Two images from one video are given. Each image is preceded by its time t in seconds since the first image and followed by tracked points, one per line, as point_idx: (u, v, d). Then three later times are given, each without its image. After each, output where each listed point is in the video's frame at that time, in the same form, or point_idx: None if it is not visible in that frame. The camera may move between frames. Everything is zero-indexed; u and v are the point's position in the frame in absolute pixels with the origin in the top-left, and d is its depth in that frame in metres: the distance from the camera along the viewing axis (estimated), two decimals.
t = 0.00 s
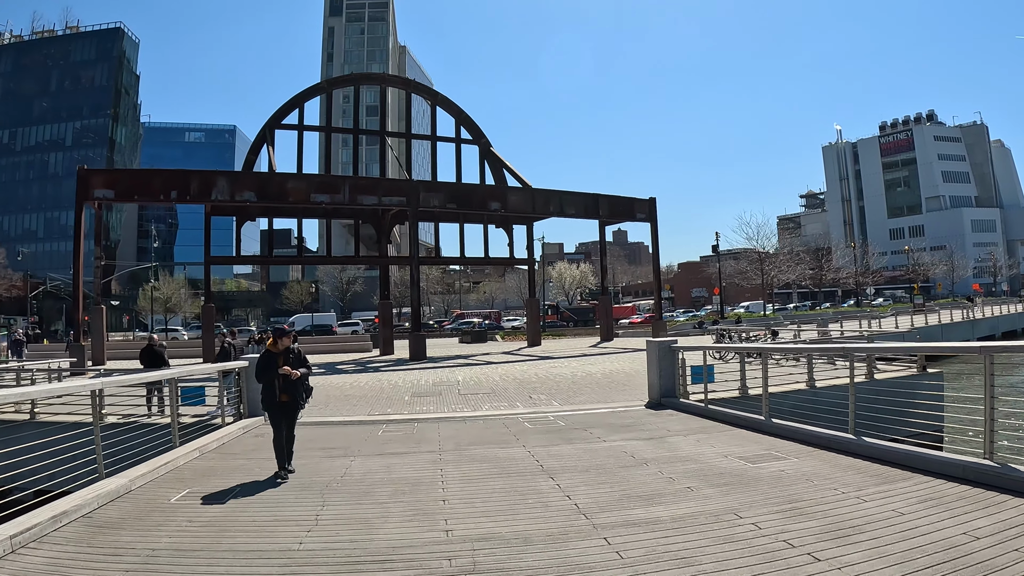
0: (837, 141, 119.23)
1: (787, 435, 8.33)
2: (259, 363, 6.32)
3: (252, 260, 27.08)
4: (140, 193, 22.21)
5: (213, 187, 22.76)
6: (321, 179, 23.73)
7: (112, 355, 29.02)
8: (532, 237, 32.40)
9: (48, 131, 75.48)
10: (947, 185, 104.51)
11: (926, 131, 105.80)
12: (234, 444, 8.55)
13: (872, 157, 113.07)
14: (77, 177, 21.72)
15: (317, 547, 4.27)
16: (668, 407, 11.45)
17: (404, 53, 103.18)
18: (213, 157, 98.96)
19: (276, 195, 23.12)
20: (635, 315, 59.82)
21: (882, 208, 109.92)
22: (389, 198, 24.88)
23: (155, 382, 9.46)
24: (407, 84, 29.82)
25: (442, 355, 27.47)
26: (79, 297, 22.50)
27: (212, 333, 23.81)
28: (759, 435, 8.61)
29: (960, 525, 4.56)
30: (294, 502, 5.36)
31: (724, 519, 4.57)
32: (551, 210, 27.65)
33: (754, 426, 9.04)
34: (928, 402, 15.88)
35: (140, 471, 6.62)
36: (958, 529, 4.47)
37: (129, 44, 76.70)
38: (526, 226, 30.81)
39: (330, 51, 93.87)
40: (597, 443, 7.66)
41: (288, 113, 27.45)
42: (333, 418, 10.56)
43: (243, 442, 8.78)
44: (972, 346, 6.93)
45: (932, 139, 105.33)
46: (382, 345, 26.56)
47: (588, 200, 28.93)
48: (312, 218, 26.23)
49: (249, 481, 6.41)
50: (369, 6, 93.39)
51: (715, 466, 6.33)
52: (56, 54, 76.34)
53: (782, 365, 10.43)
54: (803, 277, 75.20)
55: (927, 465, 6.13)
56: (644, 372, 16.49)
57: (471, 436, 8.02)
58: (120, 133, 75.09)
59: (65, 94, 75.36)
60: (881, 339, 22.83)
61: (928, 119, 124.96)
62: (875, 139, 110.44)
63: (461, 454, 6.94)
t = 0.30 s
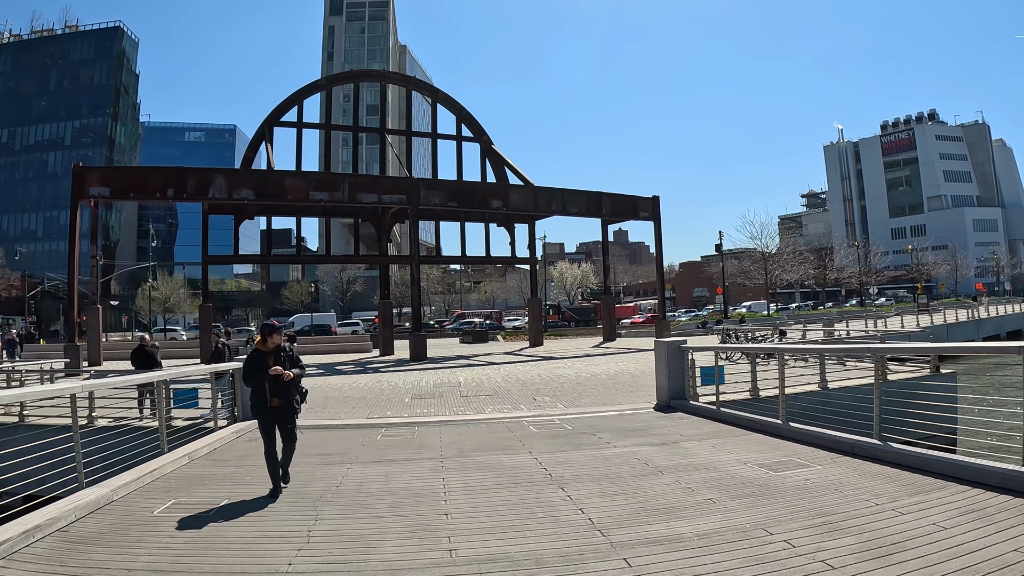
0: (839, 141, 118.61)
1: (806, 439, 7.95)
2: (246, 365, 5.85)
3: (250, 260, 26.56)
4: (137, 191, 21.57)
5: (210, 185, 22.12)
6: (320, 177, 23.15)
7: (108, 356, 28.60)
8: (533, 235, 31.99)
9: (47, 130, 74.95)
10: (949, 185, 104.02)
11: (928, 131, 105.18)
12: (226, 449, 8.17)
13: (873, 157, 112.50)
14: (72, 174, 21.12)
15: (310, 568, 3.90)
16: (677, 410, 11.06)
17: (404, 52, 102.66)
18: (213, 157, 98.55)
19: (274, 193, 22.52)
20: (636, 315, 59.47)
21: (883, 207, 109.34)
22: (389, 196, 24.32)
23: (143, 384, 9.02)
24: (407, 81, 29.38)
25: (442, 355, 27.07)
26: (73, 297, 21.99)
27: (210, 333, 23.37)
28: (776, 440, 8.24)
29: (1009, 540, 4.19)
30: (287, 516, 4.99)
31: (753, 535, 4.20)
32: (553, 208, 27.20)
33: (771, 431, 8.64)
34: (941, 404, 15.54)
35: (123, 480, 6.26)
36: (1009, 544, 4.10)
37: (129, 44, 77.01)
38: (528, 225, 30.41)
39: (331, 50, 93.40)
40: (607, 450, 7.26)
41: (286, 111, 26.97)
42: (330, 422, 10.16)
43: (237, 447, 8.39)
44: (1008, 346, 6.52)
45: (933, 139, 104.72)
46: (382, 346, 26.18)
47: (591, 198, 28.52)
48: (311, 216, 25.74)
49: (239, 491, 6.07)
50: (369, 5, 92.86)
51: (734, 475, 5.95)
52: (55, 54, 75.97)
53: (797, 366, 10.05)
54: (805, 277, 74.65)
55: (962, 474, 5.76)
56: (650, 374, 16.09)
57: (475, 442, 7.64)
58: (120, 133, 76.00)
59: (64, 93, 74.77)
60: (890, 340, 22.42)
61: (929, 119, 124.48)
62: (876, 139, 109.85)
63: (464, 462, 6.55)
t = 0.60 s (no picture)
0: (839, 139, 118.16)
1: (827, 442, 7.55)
2: (233, 366, 4.98)
3: (248, 258, 26.00)
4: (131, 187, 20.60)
5: (206, 181, 21.20)
6: (318, 172, 22.41)
7: (103, 355, 28.21)
8: (534, 233, 31.57)
9: (45, 129, 74.12)
10: (950, 183, 103.64)
11: (928, 129, 104.75)
12: (215, 452, 7.76)
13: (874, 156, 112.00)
14: (64, 170, 20.18)
15: None
16: (685, 409, 10.68)
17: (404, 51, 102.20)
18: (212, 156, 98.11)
19: (272, 189, 21.75)
20: (638, 315, 59.12)
21: (884, 206, 108.98)
22: (388, 192, 23.68)
23: (131, 382, 8.59)
24: (406, 76, 28.89)
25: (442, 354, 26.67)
26: (66, 296, 21.52)
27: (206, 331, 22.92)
28: (792, 442, 7.86)
29: None
30: (273, 527, 4.62)
31: (784, 549, 3.83)
32: (555, 205, 26.79)
33: (787, 432, 8.24)
34: (953, 404, 15.21)
35: (102, 485, 5.86)
36: None
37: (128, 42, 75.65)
38: (528, 222, 29.98)
39: (330, 48, 92.83)
40: (617, 452, 6.89)
41: (284, 107, 26.39)
42: (325, 422, 9.75)
43: (226, 449, 7.98)
44: None
45: (934, 137, 104.29)
46: (381, 345, 25.82)
47: (592, 195, 28.12)
48: (309, 213, 25.17)
49: (225, 498, 5.69)
50: (368, 4, 92.30)
51: (755, 481, 5.58)
52: (55, 52, 75.09)
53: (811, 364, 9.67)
54: (807, 276, 74.29)
55: (1005, 478, 5.43)
56: (655, 373, 15.69)
57: (475, 444, 7.24)
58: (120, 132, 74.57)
59: (63, 92, 73.78)
60: (896, 337, 22.07)
61: (930, 117, 124.05)
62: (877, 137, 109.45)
63: (464, 465, 6.17)
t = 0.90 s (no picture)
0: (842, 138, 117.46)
1: (848, 450, 7.21)
2: (218, 374, 4.50)
3: (247, 257, 25.59)
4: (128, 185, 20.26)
5: (203, 179, 20.81)
6: (317, 171, 22.02)
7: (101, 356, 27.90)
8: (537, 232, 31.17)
9: (45, 129, 73.65)
10: (953, 182, 103.05)
11: (931, 128, 104.04)
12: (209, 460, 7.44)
13: (876, 155, 111.38)
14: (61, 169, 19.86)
15: None
16: (695, 414, 10.35)
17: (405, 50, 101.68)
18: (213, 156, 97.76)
19: (270, 187, 21.31)
20: (640, 314, 58.76)
21: (887, 205, 108.36)
22: (388, 191, 23.30)
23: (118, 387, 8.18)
24: (407, 74, 28.44)
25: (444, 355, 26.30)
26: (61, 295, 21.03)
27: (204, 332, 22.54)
28: (811, 450, 7.51)
29: None
30: (259, 548, 4.24)
31: None
32: (557, 203, 26.41)
33: (805, 439, 7.89)
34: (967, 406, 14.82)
35: (81, 499, 5.51)
36: None
37: (128, 41, 75.21)
38: (531, 221, 29.59)
39: (331, 48, 92.39)
40: (629, 462, 6.54)
41: (283, 104, 25.92)
42: (322, 428, 9.40)
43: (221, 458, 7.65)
44: None
45: (936, 136, 103.63)
46: (382, 346, 25.50)
47: (596, 193, 27.73)
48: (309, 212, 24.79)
49: (214, 512, 5.35)
50: (369, 3, 91.76)
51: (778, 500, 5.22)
52: (55, 52, 74.63)
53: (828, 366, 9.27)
54: (810, 275, 73.75)
55: None
56: (662, 374, 15.32)
57: (478, 453, 6.87)
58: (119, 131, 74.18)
59: (63, 92, 73.33)
60: (907, 336, 21.64)
61: (932, 116, 123.39)
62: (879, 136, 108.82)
63: (467, 478, 5.80)
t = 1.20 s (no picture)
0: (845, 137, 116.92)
1: (875, 454, 6.82)
2: (187, 387, 3.63)
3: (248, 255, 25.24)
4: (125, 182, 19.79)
5: (201, 176, 20.35)
6: (317, 167, 21.60)
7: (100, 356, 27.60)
8: (540, 230, 30.75)
9: (45, 129, 73.26)
10: (956, 181, 102.42)
11: (934, 127, 103.44)
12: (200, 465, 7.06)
13: (878, 154, 110.79)
14: (56, 165, 19.37)
15: None
16: (708, 415, 9.96)
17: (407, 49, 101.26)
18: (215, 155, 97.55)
19: (269, 184, 20.88)
20: (643, 313, 58.44)
21: (890, 204, 107.77)
22: (390, 187, 22.89)
23: (107, 387, 7.78)
24: (408, 70, 28.04)
25: (447, 354, 25.92)
26: (57, 294, 20.64)
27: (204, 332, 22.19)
28: (836, 453, 7.10)
29: None
30: None
31: None
32: (561, 201, 25.99)
33: (828, 442, 7.51)
34: (983, 407, 14.43)
35: (56, 507, 5.12)
36: None
37: (129, 41, 74.97)
38: (535, 219, 29.17)
39: (332, 47, 92.05)
40: (646, 467, 6.13)
41: (283, 101, 25.50)
42: (319, 430, 9.01)
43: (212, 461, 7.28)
44: None
45: (939, 135, 103.06)
46: (384, 345, 25.17)
47: (600, 190, 27.31)
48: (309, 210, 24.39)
49: (200, 521, 4.96)
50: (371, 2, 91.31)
51: (807, 510, 4.82)
52: (54, 51, 74.31)
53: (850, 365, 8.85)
54: (813, 274, 73.20)
55: None
56: (671, 374, 14.92)
57: (483, 457, 6.46)
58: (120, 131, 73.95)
59: (63, 91, 72.97)
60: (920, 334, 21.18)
61: (935, 115, 122.75)
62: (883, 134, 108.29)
63: (472, 485, 5.40)
